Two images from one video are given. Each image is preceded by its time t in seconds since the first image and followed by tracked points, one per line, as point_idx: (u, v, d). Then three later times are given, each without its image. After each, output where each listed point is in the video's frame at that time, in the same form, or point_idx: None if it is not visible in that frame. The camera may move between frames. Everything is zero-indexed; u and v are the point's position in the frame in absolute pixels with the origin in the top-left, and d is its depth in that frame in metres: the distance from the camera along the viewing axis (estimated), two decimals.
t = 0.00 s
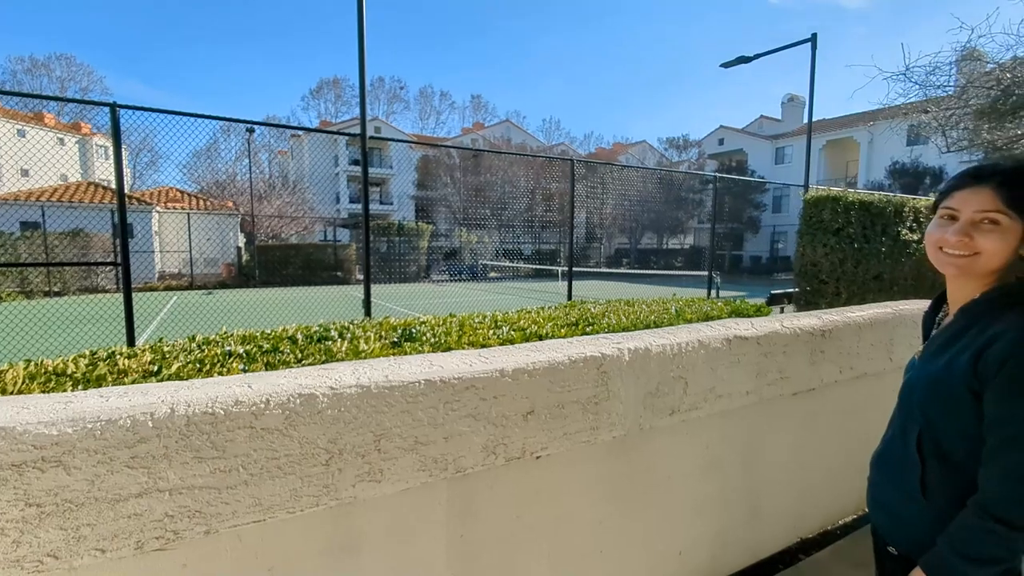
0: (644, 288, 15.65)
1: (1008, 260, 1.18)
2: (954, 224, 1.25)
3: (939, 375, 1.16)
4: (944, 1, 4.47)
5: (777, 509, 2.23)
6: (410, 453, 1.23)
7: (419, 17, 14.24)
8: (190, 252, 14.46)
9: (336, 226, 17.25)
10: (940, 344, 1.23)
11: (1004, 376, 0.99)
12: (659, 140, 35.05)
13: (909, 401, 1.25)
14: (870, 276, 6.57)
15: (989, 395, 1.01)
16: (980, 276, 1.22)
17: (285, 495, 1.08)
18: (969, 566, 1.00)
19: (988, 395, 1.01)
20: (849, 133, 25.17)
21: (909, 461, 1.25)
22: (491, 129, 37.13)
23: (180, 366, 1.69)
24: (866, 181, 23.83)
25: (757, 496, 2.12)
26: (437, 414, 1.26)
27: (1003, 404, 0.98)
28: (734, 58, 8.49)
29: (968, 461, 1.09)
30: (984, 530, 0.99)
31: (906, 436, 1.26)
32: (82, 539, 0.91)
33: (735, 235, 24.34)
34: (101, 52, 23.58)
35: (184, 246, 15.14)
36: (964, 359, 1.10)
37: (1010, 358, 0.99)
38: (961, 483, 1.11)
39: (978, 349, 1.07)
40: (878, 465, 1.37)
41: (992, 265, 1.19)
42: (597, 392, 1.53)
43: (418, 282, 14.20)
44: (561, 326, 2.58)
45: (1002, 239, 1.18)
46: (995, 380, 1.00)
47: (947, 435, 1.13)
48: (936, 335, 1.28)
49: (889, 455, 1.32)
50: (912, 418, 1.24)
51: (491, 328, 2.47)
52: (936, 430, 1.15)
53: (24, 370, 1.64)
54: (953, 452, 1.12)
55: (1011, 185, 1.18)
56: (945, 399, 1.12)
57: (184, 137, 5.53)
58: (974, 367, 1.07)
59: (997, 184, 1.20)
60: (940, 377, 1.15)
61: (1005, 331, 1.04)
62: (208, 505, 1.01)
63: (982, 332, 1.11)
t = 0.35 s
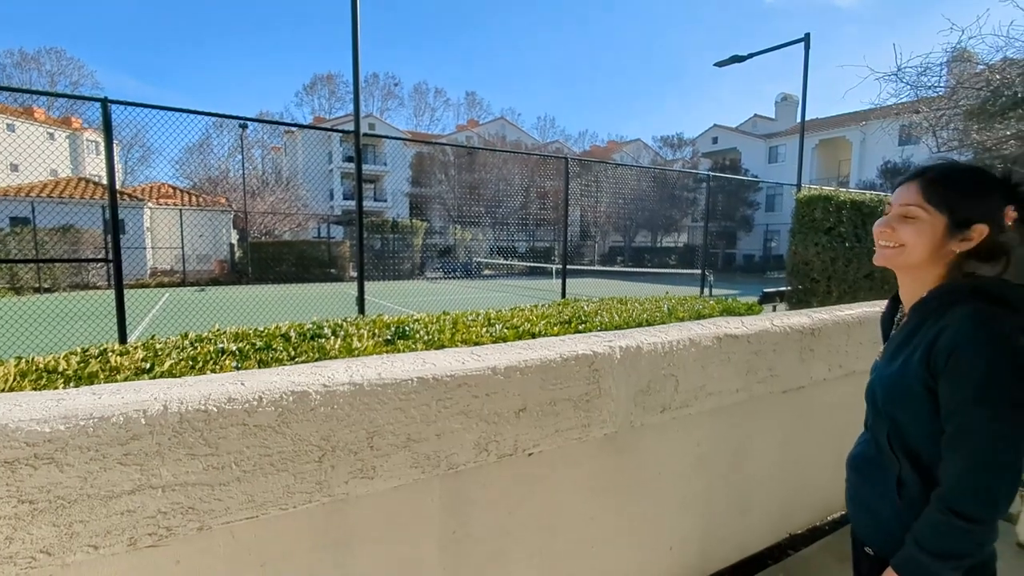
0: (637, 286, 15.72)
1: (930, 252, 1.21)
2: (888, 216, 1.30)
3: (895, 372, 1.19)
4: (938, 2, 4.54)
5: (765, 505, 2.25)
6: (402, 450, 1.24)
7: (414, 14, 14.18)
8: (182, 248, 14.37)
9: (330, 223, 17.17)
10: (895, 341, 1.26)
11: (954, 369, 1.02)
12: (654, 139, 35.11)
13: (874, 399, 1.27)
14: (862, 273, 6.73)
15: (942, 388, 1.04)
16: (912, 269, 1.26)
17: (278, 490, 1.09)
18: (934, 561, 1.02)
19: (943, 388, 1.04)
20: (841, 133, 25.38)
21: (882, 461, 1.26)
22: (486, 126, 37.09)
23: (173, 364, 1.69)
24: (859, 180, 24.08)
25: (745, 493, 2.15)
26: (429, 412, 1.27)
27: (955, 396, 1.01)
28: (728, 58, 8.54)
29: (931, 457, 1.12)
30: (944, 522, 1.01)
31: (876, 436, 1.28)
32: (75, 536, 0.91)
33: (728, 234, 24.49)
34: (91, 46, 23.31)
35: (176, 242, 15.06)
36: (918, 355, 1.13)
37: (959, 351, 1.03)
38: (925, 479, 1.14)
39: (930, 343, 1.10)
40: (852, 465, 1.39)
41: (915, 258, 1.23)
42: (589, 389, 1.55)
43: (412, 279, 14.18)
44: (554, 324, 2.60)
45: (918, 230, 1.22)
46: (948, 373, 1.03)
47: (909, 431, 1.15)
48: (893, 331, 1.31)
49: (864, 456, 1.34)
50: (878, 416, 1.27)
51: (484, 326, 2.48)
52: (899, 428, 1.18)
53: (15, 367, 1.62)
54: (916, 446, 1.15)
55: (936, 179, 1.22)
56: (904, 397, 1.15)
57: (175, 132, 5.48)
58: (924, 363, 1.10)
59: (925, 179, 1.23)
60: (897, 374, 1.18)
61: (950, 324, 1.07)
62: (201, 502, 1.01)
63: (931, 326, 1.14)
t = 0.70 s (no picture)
0: (633, 282, 15.75)
1: (853, 237, 1.27)
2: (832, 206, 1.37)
3: (843, 369, 1.20)
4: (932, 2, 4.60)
5: (760, 499, 2.27)
6: (406, 444, 1.25)
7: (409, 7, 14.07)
8: (176, 242, 14.25)
9: (325, 218, 17.06)
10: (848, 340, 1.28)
11: (888, 365, 1.03)
12: (650, 135, 35.08)
13: (822, 399, 1.28)
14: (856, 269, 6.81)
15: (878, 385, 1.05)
16: (851, 259, 1.32)
17: (283, 485, 1.10)
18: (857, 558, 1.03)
19: (878, 386, 1.05)
20: (836, 130, 25.47)
21: (828, 461, 1.27)
22: (482, 121, 36.97)
23: (173, 358, 1.67)
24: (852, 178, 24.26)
25: (739, 488, 2.16)
26: (433, 405, 1.27)
27: (887, 393, 1.02)
28: (726, 54, 8.51)
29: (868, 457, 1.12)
30: (870, 522, 1.01)
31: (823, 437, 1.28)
32: (80, 529, 0.91)
33: (723, 230, 24.55)
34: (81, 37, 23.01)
35: (169, 236, 14.93)
36: (860, 352, 1.14)
37: (894, 345, 1.04)
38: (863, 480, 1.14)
39: (872, 339, 1.12)
40: (804, 465, 1.39)
41: (845, 244, 1.30)
42: (590, 384, 1.56)
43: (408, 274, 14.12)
44: (554, 320, 2.60)
45: (842, 219, 1.29)
46: (884, 369, 1.04)
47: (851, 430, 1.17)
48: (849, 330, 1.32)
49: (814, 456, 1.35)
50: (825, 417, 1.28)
51: (483, 321, 2.48)
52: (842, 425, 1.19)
53: (13, 361, 1.59)
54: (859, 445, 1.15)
55: (863, 170, 1.28)
56: (845, 392, 1.17)
57: (168, 124, 5.41)
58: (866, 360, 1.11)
59: (854, 173, 1.31)
60: (844, 371, 1.19)
61: (893, 321, 1.09)
62: (206, 496, 1.01)
63: (878, 323, 1.15)
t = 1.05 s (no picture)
0: (633, 279, 15.73)
1: (834, 235, 1.28)
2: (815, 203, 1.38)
3: (829, 371, 1.18)
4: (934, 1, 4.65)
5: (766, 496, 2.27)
6: (419, 440, 1.24)
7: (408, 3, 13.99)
8: (174, 239, 14.17)
9: (324, 214, 17.00)
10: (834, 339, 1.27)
11: (879, 372, 1.01)
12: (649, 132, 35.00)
13: (804, 398, 1.27)
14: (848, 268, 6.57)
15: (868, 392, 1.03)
16: (833, 256, 1.32)
17: (298, 481, 1.09)
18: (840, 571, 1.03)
19: (867, 391, 1.03)
20: (835, 127, 25.46)
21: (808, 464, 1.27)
22: (481, 117, 36.89)
23: (183, 355, 1.66)
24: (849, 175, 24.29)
25: (744, 484, 2.16)
26: (446, 402, 1.27)
27: (878, 400, 1.00)
28: (726, 50, 8.48)
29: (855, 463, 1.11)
30: (855, 533, 1.01)
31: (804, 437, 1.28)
32: (99, 526, 0.91)
33: (722, 227, 24.54)
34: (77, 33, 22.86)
35: (167, 232, 14.89)
36: (848, 355, 1.13)
37: (885, 350, 1.02)
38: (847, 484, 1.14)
39: (862, 341, 1.09)
40: (782, 465, 1.39)
41: (826, 241, 1.31)
42: (601, 381, 1.56)
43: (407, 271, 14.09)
44: (560, 316, 2.60)
45: (823, 215, 1.30)
46: (875, 377, 1.02)
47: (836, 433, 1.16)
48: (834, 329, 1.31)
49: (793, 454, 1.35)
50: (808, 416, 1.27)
51: (490, 317, 2.48)
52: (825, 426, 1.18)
53: (21, 358, 1.57)
54: (845, 451, 1.15)
55: (843, 167, 1.28)
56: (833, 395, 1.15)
57: (166, 119, 5.37)
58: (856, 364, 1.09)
59: (836, 169, 1.31)
60: (830, 375, 1.17)
61: (885, 323, 1.06)
62: (223, 492, 1.01)
63: (867, 325, 1.14)
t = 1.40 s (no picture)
0: (635, 277, 15.71)
1: (801, 233, 1.15)
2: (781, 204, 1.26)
3: (822, 374, 1.01)
4: None
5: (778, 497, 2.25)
6: (434, 442, 1.23)
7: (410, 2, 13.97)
8: (176, 238, 14.17)
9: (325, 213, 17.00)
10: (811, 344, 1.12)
11: (888, 377, 0.85)
12: (650, 130, 34.93)
13: (789, 404, 1.10)
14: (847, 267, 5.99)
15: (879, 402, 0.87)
16: (804, 257, 1.20)
17: (314, 484, 1.08)
18: None
19: (874, 399, 0.87)
20: (837, 126, 25.39)
21: (796, 477, 1.09)
22: (482, 116, 36.86)
23: (192, 355, 1.63)
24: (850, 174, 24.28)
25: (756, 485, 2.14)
26: (461, 403, 1.25)
27: (887, 410, 0.84)
28: (729, 49, 8.38)
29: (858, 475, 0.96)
30: (874, 561, 0.85)
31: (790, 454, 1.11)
32: (113, 530, 0.89)
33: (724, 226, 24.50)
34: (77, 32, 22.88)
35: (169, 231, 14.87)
36: (845, 357, 0.96)
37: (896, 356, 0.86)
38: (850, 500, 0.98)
39: (858, 348, 0.93)
40: (760, 476, 1.23)
41: (797, 242, 1.18)
42: (614, 381, 1.54)
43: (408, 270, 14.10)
44: (568, 316, 2.58)
45: (791, 215, 1.18)
46: (883, 383, 0.86)
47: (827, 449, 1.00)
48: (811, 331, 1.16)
49: (772, 471, 1.18)
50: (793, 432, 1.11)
51: (499, 317, 2.46)
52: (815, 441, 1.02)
53: (29, 358, 1.54)
54: (845, 464, 0.98)
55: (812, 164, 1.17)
56: (822, 404, 0.99)
57: (168, 117, 5.34)
58: (857, 368, 0.93)
59: (799, 167, 1.19)
60: (825, 378, 1.00)
61: (884, 324, 0.91)
62: (237, 495, 1.00)
63: (860, 324, 0.98)
